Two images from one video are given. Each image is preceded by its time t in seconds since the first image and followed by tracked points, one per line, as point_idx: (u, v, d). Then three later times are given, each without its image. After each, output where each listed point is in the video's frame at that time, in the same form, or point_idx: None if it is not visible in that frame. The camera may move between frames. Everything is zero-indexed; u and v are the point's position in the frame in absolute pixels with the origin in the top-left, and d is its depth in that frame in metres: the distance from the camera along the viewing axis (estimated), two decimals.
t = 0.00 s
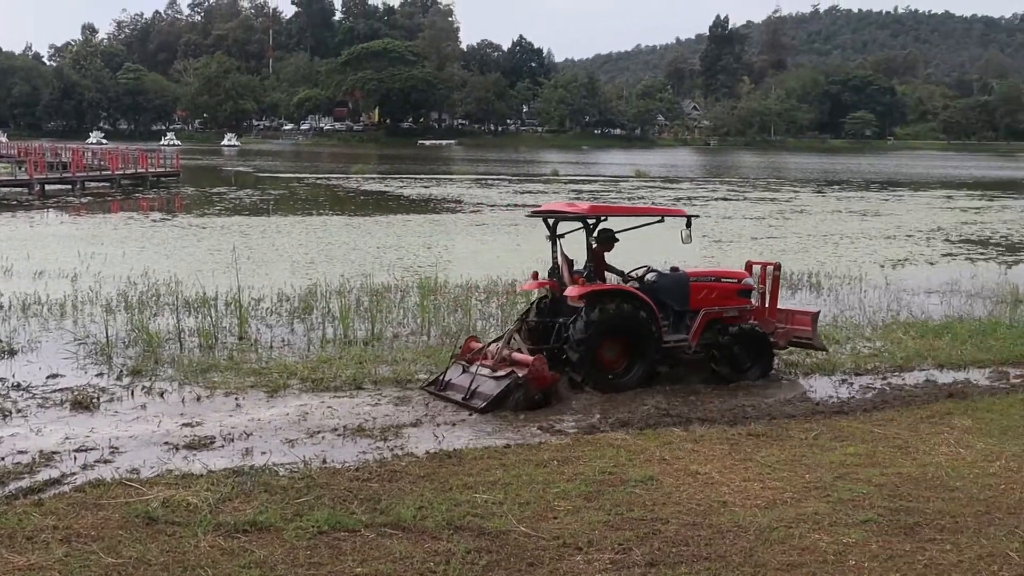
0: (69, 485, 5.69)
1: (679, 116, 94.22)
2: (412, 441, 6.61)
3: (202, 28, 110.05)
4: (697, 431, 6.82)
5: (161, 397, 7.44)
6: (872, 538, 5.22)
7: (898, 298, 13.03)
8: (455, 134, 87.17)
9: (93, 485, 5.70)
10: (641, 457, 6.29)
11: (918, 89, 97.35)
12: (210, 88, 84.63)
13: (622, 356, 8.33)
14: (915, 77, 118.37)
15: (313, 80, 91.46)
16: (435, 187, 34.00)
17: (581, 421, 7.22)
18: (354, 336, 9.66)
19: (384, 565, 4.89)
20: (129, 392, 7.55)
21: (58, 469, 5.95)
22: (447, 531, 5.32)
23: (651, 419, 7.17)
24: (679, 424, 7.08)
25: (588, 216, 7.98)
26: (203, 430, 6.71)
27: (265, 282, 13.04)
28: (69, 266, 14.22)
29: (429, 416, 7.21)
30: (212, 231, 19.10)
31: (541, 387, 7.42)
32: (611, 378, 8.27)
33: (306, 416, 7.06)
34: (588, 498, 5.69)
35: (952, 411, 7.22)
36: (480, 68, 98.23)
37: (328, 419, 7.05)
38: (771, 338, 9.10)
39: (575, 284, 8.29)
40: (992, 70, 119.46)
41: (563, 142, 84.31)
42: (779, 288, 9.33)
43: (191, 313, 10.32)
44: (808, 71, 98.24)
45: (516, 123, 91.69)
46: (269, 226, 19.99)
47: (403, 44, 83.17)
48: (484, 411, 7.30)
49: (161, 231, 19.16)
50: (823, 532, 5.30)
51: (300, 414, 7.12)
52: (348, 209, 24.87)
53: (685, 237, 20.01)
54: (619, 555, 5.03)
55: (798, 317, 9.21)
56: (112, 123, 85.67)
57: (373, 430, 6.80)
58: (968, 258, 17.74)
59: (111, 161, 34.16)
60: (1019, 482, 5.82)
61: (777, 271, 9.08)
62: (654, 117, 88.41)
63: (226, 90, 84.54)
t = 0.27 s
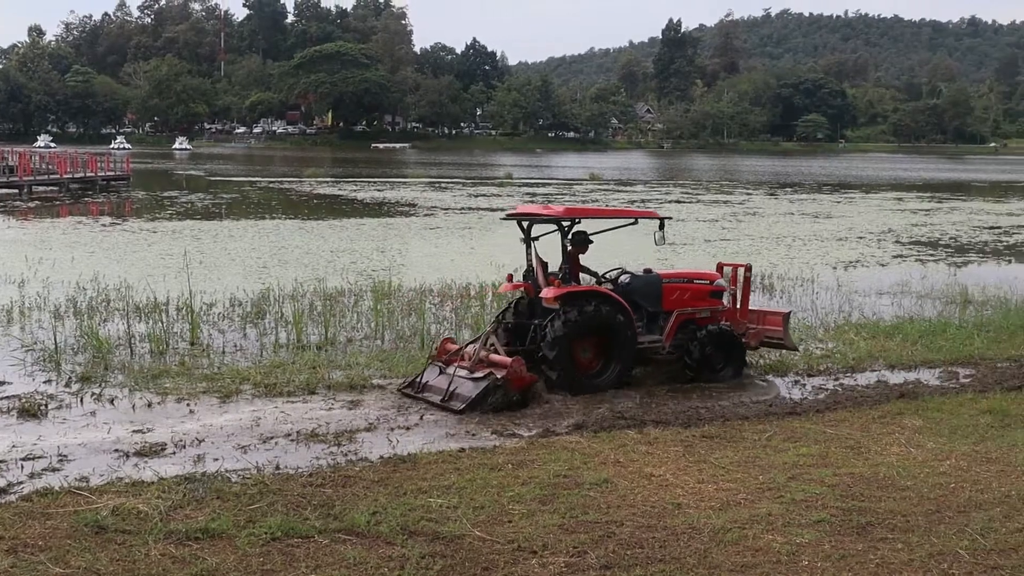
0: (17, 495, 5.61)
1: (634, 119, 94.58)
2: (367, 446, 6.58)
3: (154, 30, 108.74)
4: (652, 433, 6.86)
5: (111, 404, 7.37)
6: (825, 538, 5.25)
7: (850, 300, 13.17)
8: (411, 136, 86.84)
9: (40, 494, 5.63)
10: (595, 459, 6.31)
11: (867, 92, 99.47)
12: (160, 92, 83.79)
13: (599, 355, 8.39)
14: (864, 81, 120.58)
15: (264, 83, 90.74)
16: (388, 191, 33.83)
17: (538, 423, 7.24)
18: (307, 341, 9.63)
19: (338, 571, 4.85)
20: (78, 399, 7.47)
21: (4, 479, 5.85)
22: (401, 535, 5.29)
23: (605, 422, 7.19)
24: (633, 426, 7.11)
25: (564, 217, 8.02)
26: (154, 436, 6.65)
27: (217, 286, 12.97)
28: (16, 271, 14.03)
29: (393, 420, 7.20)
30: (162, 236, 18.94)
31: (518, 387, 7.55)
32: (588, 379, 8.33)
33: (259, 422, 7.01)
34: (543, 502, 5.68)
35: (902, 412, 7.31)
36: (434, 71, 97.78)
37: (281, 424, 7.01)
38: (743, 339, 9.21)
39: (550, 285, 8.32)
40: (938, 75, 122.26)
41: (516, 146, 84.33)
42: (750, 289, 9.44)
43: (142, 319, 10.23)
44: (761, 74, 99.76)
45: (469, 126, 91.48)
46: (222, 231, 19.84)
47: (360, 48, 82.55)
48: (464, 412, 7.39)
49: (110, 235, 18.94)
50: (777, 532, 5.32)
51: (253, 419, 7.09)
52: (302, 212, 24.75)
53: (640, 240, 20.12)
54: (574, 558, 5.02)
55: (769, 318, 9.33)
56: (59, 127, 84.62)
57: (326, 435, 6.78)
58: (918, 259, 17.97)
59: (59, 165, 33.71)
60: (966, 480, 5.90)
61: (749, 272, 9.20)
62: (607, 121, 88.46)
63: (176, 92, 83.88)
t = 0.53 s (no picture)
0: None
1: (597, 121, 94.58)
2: (330, 450, 6.55)
3: (113, 30, 107.38)
4: (615, 435, 6.88)
5: (69, 408, 7.31)
6: (787, 538, 5.25)
7: (812, 301, 13.27)
8: (373, 138, 86.53)
9: None
10: (558, 461, 6.32)
11: (829, 94, 100.22)
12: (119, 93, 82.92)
13: (580, 356, 8.38)
14: (825, 83, 121.64)
15: (224, 84, 89.91)
16: (350, 193, 33.69)
17: (507, 425, 7.25)
18: (269, 345, 9.63)
19: None
20: (35, 404, 7.40)
21: None
22: (363, 539, 5.25)
23: (568, 424, 7.20)
24: (597, 428, 7.12)
25: (543, 220, 8.08)
26: (113, 441, 6.59)
27: (178, 289, 12.90)
28: None
29: (358, 423, 7.19)
30: (122, 239, 18.79)
31: (500, 391, 7.60)
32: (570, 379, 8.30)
33: (220, 426, 6.98)
34: (506, 504, 5.67)
35: (863, 412, 7.38)
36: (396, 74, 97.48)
37: (243, 428, 6.97)
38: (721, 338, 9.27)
39: (530, 288, 8.32)
40: (897, 78, 123.44)
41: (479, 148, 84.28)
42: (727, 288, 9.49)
43: (101, 322, 10.17)
44: (723, 76, 100.07)
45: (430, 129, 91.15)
46: (182, 234, 19.70)
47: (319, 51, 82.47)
48: (446, 415, 7.44)
49: (69, 238, 18.75)
50: (740, 533, 5.32)
51: (215, 422, 7.06)
52: (264, 215, 24.62)
53: (603, 242, 20.18)
54: (536, 561, 4.99)
55: (746, 317, 9.39)
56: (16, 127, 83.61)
57: (288, 438, 6.74)
58: (879, 260, 18.12)
59: (15, 167, 33.31)
60: (926, 480, 5.94)
61: (726, 272, 9.24)
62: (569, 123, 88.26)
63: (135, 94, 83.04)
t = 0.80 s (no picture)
0: None
1: (557, 121, 94.42)
2: (288, 453, 6.52)
3: (68, 28, 105.55)
4: (575, 435, 6.91)
5: (24, 412, 7.24)
6: (746, 537, 5.28)
7: (770, 301, 13.34)
8: (333, 139, 86.25)
9: None
10: (519, 462, 6.33)
11: (789, 95, 101.15)
12: (76, 93, 81.77)
13: (561, 354, 8.44)
14: (783, 84, 122.65)
15: (182, 84, 89.11)
16: (309, 194, 33.50)
17: (470, 425, 7.26)
18: (228, 346, 9.59)
19: None
20: None
21: None
22: (323, 542, 5.23)
23: (528, 424, 7.21)
24: (557, 428, 7.14)
25: (523, 222, 8.09)
26: (67, 446, 6.52)
27: (135, 291, 12.83)
28: None
29: (318, 425, 7.17)
30: (77, 240, 18.58)
31: (481, 390, 7.71)
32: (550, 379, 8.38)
33: (177, 429, 6.94)
34: (467, 505, 5.66)
35: (820, 412, 7.45)
36: (355, 74, 97.30)
37: (200, 431, 6.93)
38: (698, 337, 9.28)
39: (510, 288, 8.37)
40: (854, 80, 124.61)
41: (439, 148, 84.18)
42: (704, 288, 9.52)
43: (56, 325, 10.08)
44: (685, 77, 100.61)
45: (391, 130, 91.01)
46: (139, 236, 19.51)
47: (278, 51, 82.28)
48: (428, 413, 7.55)
49: (23, 240, 18.51)
50: (699, 532, 5.34)
51: (173, 425, 7.03)
52: (221, 216, 24.43)
53: (563, 243, 20.21)
54: (497, 562, 4.98)
55: (724, 316, 9.42)
56: None
57: (247, 441, 6.72)
58: (837, 260, 18.26)
59: None
60: (883, 478, 6.00)
61: (703, 271, 9.29)
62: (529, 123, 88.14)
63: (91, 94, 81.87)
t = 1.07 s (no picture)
0: None
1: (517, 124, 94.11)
2: (249, 458, 6.48)
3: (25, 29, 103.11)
4: (537, 438, 6.92)
5: None
6: (708, 538, 5.29)
7: (732, 302, 13.42)
8: (294, 142, 85.80)
9: None
10: (481, 465, 6.33)
11: (749, 98, 102.06)
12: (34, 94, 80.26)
13: (543, 355, 8.44)
14: (743, 86, 123.64)
15: (142, 86, 88.43)
16: (270, 197, 33.27)
17: (434, 429, 7.25)
18: (188, 350, 9.54)
19: None
20: None
21: None
22: (284, 548, 5.19)
23: (491, 428, 7.21)
24: (519, 431, 7.14)
25: (506, 224, 8.08)
26: (23, 453, 6.44)
27: (93, 295, 12.72)
28: None
29: (279, 429, 7.13)
30: (34, 244, 18.36)
31: (465, 390, 7.83)
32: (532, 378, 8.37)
33: (136, 434, 6.89)
34: (428, 510, 5.65)
35: (780, 412, 7.51)
36: (316, 76, 96.97)
37: (159, 436, 6.88)
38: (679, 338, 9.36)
39: (493, 289, 8.38)
40: (814, 83, 125.86)
41: (401, 150, 84.08)
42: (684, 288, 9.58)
43: (12, 330, 9.98)
44: (649, 80, 100.98)
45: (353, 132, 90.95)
46: (97, 239, 19.30)
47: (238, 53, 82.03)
48: (412, 413, 7.63)
49: None
50: (660, 534, 5.34)
51: (132, 430, 6.98)
52: (181, 219, 24.22)
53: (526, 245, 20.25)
54: (459, 566, 4.96)
55: (703, 317, 9.50)
56: None
57: (207, 446, 6.67)
58: (797, 261, 18.41)
59: None
60: (843, 478, 6.04)
61: (683, 273, 9.34)
62: (491, 126, 88.09)
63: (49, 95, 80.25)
